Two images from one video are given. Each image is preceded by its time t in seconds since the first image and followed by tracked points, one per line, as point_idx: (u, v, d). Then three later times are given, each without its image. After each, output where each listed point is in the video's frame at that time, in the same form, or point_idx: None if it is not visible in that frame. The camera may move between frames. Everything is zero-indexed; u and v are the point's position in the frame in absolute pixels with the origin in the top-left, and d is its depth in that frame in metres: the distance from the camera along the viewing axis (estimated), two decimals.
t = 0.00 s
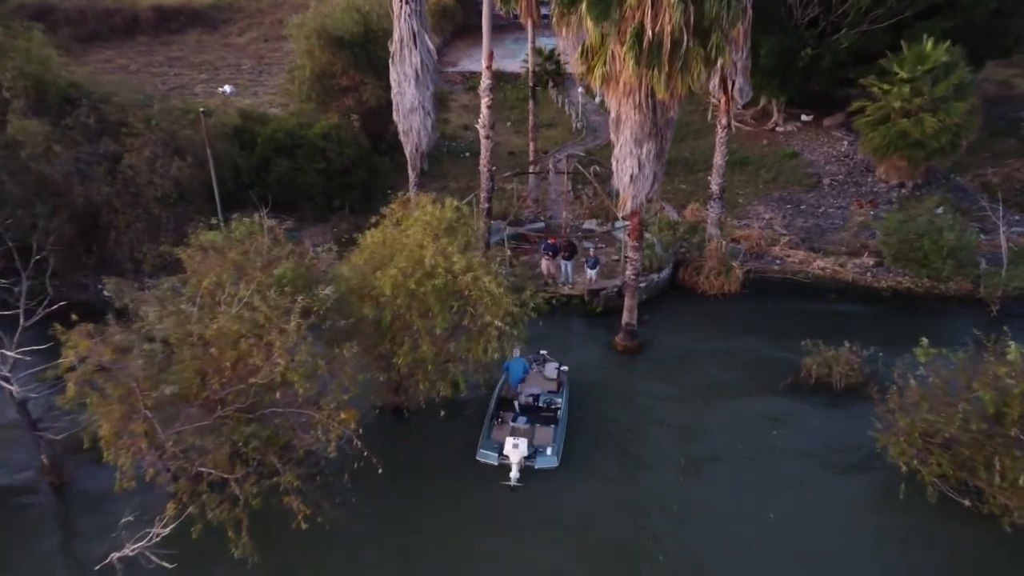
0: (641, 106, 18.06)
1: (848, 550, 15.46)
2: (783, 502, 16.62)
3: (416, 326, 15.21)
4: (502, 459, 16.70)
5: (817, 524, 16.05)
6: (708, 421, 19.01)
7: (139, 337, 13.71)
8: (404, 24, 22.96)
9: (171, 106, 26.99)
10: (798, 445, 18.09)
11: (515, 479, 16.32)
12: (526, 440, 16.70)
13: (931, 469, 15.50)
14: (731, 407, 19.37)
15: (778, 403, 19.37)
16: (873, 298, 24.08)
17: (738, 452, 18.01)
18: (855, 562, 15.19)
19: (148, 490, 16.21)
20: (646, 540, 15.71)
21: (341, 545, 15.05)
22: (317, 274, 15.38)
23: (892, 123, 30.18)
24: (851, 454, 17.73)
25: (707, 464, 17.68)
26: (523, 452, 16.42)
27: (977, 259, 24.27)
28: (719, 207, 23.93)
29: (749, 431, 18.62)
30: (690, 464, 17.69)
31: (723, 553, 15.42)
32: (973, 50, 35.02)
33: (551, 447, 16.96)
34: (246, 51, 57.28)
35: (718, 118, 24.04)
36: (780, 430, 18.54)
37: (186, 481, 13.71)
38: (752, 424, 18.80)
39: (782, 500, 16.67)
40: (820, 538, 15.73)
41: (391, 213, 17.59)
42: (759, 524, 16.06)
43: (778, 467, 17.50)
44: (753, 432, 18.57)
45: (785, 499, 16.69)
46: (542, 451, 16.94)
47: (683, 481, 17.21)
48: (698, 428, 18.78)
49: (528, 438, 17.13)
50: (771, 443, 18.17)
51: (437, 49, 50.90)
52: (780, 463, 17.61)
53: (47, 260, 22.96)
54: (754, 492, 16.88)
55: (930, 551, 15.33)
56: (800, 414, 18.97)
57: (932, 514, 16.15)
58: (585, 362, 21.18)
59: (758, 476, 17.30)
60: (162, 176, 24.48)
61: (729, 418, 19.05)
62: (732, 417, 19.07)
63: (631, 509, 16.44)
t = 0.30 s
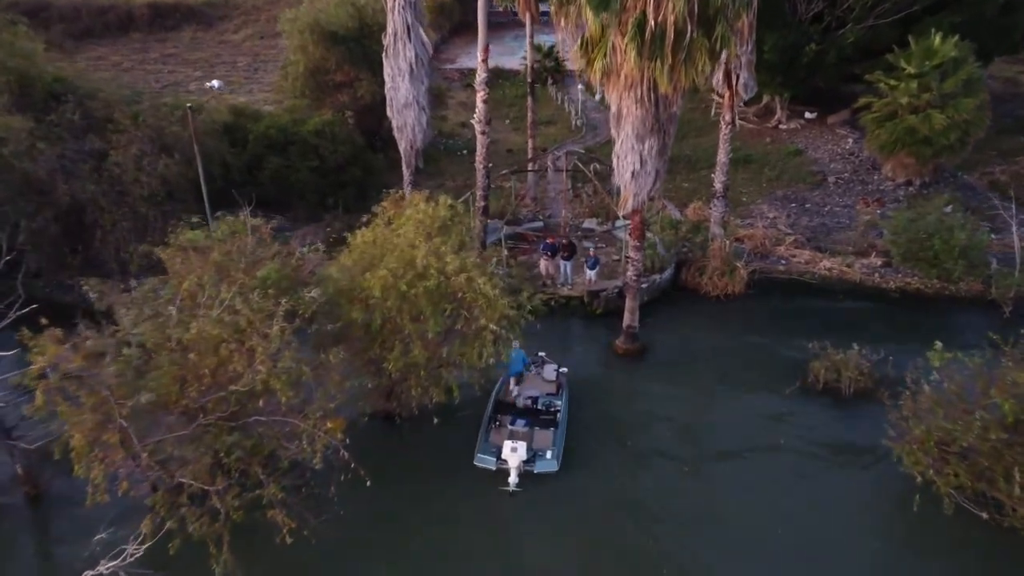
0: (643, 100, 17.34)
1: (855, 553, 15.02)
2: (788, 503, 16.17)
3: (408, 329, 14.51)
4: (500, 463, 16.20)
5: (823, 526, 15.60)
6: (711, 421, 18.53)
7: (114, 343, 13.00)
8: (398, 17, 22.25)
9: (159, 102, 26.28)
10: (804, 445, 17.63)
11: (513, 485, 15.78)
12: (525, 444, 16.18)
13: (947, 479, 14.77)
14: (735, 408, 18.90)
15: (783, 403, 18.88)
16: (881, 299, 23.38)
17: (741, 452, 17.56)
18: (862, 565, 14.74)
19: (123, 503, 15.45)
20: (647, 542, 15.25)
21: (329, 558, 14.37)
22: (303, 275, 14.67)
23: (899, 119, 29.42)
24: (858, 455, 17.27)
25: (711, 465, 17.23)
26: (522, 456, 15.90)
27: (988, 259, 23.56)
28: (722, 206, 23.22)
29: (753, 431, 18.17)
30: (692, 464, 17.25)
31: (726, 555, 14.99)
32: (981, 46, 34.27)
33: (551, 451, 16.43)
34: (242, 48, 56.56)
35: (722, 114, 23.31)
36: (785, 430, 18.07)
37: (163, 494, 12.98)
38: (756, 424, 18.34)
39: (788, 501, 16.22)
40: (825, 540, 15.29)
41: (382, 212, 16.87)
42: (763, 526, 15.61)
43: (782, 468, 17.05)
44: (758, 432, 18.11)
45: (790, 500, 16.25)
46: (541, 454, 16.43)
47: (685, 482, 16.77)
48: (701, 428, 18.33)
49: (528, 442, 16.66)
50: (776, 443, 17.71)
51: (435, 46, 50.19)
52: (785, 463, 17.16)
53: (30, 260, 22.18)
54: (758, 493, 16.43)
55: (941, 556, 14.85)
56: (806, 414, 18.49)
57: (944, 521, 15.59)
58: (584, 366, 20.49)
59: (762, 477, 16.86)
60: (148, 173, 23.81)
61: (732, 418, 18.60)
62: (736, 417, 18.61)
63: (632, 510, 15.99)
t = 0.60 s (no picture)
0: (644, 96, 16.65)
1: (858, 553, 14.60)
2: (790, 503, 15.74)
3: (396, 335, 13.84)
4: (497, 470, 15.54)
5: (826, 527, 15.17)
6: (712, 421, 18.07)
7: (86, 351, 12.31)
8: (391, 11, 21.55)
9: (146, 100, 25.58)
10: (806, 444, 17.20)
11: (511, 491, 15.19)
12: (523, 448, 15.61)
13: (962, 492, 14.10)
14: (737, 408, 18.42)
15: (786, 404, 18.40)
16: (889, 303, 22.71)
17: (743, 451, 17.11)
18: (865, 565, 14.31)
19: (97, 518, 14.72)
20: (646, 542, 14.81)
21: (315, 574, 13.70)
22: (288, 279, 13.99)
23: (905, 117, 28.73)
24: (861, 455, 16.84)
25: (711, 464, 16.80)
26: (519, 460, 15.33)
27: (998, 260, 22.93)
28: (725, 206, 22.56)
29: (755, 430, 17.73)
30: (693, 463, 16.82)
31: (726, 556, 14.57)
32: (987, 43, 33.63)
33: (549, 455, 15.87)
34: (237, 46, 55.83)
35: (725, 111, 22.61)
36: (787, 430, 17.62)
37: (138, 510, 12.29)
38: (758, 424, 17.90)
39: (790, 501, 15.80)
40: (827, 540, 14.88)
41: (371, 212, 16.17)
42: (765, 527, 15.19)
43: (785, 468, 16.62)
44: (759, 431, 17.66)
45: (793, 500, 15.81)
46: (539, 459, 15.87)
47: (685, 481, 16.34)
48: (701, 427, 17.88)
49: (525, 446, 16.13)
50: (778, 443, 17.27)
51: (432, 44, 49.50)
52: (786, 463, 16.74)
53: (12, 262, 21.13)
54: (760, 493, 16.00)
55: (948, 556, 14.39)
56: (808, 413, 18.04)
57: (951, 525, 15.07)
58: (582, 371, 19.82)
59: (764, 476, 16.43)
60: (135, 172, 23.13)
61: (734, 417, 18.15)
62: (736, 416, 18.17)
63: (630, 510, 15.56)
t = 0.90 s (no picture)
0: (645, 91, 16.03)
1: (860, 554, 14.24)
2: (793, 504, 15.36)
3: (386, 341, 13.22)
4: (494, 475, 15.10)
5: (828, 528, 14.80)
6: (714, 420, 17.66)
7: (56, 359, 11.66)
8: (385, 6, 20.92)
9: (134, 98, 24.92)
10: (809, 444, 16.81)
11: (509, 497, 14.73)
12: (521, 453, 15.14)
13: (980, 506, 13.44)
14: (739, 408, 17.99)
15: (790, 404, 17.95)
16: (897, 306, 22.06)
17: (745, 450, 16.72)
18: (865, 566, 13.98)
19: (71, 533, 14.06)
20: (643, 543, 14.44)
21: None
22: (273, 283, 13.36)
23: (912, 115, 28.11)
24: (864, 455, 16.45)
25: (712, 463, 16.42)
26: (517, 465, 14.84)
27: (1009, 261, 22.34)
28: (728, 206, 21.97)
29: (757, 429, 17.33)
30: (693, 462, 16.44)
31: (725, 556, 14.22)
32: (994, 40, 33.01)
33: (548, 460, 15.38)
34: (233, 44, 55.15)
35: (728, 109, 21.94)
36: (790, 429, 17.22)
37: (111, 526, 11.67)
38: (760, 423, 17.49)
39: (792, 501, 15.42)
40: (827, 540, 14.54)
41: (362, 212, 15.56)
42: (766, 527, 14.82)
43: (787, 467, 16.24)
44: (762, 430, 17.25)
45: (794, 500, 15.44)
46: (539, 464, 15.36)
47: (685, 480, 15.96)
48: (703, 426, 17.48)
49: (523, 451, 15.67)
50: (780, 443, 16.88)
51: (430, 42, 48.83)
52: (789, 463, 16.34)
53: None
54: (761, 493, 15.63)
55: (953, 559, 14.00)
56: (812, 413, 17.63)
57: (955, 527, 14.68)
58: (581, 375, 19.23)
59: (766, 476, 16.05)
60: (121, 171, 22.52)
61: (736, 417, 17.74)
62: (738, 416, 17.76)
63: (629, 509, 15.19)
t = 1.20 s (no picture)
0: (647, 86, 15.43)
1: (861, 554, 13.95)
2: (794, 504, 15.04)
3: (375, 346, 12.63)
4: (492, 479, 14.78)
5: (830, 528, 14.51)
6: (715, 420, 17.31)
7: (25, 366, 11.05)
8: None
9: (121, 95, 24.28)
10: (811, 442, 16.48)
11: (507, 503, 14.40)
12: (520, 455, 14.81)
13: (997, 518, 12.85)
14: (741, 409, 17.60)
15: (793, 405, 17.54)
16: (906, 308, 21.43)
17: (746, 450, 16.40)
18: (866, 565, 13.70)
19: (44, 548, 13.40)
20: (640, 544, 14.14)
21: None
22: (257, 286, 12.75)
23: (918, 113, 27.52)
24: (867, 454, 16.12)
25: (712, 463, 16.11)
26: (516, 470, 14.52)
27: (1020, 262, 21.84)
28: (731, 205, 21.39)
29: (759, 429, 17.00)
30: (693, 462, 16.14)
31: (725, 556, 13.93)
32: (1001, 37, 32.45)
33: (547, 464, 15.05)
34: (229, 42, 54.53)
35: (732, 105, 21.33)
36: (792, 429, 16.86)
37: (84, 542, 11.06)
38: (762, 423, 17.14)
39: (793, 501, 15.10)
40: (827, 539, 14.27)
41: (351, 211, 14.96)
42: (765, 528, 14.51)
43: (788, 467, 15.92)
44: (763, 431, 16.90)
45: (796, 500, 15.13)
46: (537, 468, 15.02)
47: (684, 480, 15.67)
48: (703, 426, 17.15)
49: (522, 454, 15.34)
50: (782, 443, 16.54)
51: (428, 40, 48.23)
52: (791, 463, 16.02)
53: None
54: (762, 493, 15.31)
55: (957, 561, 13.64)
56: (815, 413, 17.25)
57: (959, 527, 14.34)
58: (580, 379, 18.66)
59: (766, 476, 15.74)
60: (107, 170, 21.98)
61: (738, 417, 17.39)
62: (740, 416, 17.40)
63: (626, 510, 14.89)
